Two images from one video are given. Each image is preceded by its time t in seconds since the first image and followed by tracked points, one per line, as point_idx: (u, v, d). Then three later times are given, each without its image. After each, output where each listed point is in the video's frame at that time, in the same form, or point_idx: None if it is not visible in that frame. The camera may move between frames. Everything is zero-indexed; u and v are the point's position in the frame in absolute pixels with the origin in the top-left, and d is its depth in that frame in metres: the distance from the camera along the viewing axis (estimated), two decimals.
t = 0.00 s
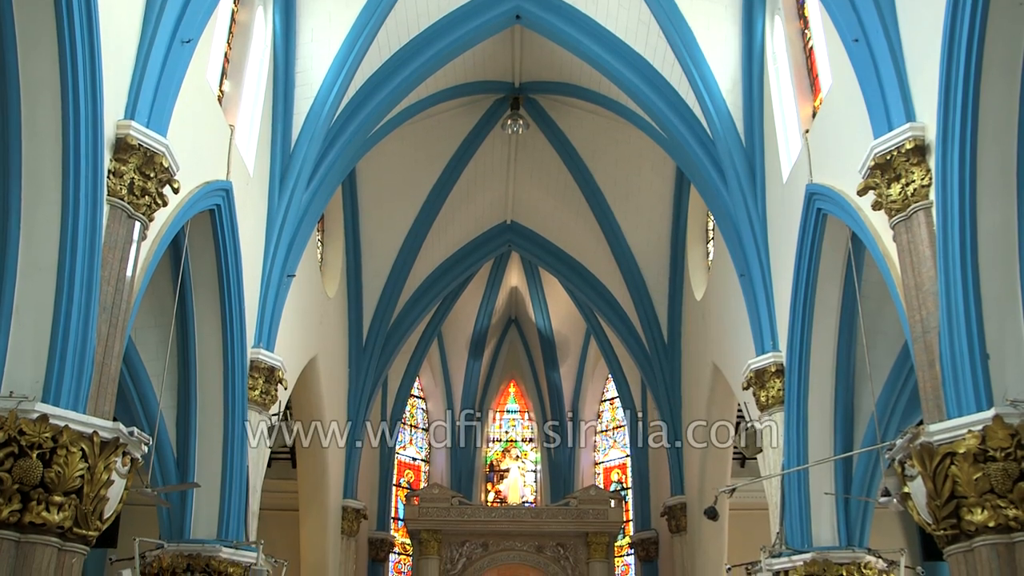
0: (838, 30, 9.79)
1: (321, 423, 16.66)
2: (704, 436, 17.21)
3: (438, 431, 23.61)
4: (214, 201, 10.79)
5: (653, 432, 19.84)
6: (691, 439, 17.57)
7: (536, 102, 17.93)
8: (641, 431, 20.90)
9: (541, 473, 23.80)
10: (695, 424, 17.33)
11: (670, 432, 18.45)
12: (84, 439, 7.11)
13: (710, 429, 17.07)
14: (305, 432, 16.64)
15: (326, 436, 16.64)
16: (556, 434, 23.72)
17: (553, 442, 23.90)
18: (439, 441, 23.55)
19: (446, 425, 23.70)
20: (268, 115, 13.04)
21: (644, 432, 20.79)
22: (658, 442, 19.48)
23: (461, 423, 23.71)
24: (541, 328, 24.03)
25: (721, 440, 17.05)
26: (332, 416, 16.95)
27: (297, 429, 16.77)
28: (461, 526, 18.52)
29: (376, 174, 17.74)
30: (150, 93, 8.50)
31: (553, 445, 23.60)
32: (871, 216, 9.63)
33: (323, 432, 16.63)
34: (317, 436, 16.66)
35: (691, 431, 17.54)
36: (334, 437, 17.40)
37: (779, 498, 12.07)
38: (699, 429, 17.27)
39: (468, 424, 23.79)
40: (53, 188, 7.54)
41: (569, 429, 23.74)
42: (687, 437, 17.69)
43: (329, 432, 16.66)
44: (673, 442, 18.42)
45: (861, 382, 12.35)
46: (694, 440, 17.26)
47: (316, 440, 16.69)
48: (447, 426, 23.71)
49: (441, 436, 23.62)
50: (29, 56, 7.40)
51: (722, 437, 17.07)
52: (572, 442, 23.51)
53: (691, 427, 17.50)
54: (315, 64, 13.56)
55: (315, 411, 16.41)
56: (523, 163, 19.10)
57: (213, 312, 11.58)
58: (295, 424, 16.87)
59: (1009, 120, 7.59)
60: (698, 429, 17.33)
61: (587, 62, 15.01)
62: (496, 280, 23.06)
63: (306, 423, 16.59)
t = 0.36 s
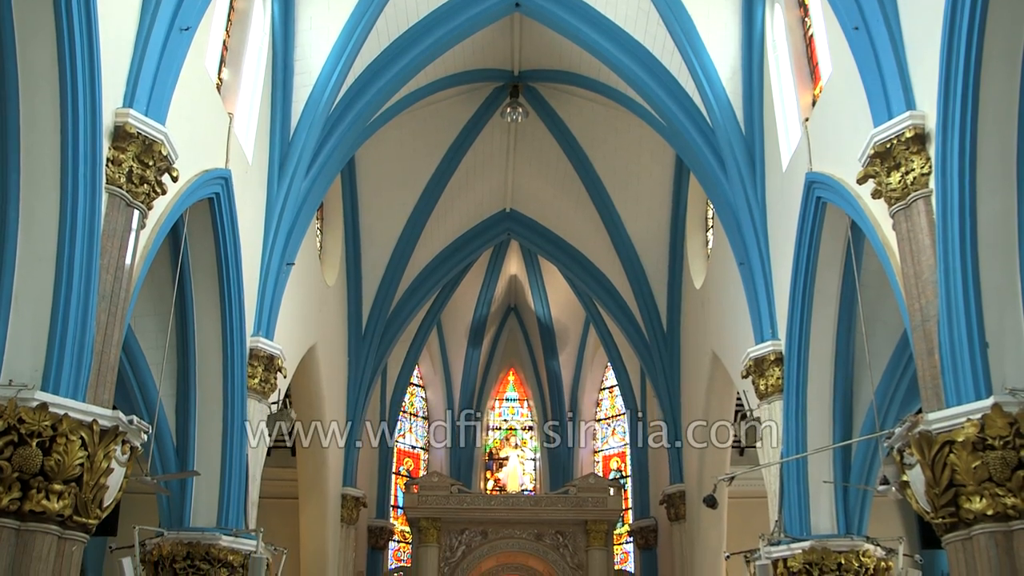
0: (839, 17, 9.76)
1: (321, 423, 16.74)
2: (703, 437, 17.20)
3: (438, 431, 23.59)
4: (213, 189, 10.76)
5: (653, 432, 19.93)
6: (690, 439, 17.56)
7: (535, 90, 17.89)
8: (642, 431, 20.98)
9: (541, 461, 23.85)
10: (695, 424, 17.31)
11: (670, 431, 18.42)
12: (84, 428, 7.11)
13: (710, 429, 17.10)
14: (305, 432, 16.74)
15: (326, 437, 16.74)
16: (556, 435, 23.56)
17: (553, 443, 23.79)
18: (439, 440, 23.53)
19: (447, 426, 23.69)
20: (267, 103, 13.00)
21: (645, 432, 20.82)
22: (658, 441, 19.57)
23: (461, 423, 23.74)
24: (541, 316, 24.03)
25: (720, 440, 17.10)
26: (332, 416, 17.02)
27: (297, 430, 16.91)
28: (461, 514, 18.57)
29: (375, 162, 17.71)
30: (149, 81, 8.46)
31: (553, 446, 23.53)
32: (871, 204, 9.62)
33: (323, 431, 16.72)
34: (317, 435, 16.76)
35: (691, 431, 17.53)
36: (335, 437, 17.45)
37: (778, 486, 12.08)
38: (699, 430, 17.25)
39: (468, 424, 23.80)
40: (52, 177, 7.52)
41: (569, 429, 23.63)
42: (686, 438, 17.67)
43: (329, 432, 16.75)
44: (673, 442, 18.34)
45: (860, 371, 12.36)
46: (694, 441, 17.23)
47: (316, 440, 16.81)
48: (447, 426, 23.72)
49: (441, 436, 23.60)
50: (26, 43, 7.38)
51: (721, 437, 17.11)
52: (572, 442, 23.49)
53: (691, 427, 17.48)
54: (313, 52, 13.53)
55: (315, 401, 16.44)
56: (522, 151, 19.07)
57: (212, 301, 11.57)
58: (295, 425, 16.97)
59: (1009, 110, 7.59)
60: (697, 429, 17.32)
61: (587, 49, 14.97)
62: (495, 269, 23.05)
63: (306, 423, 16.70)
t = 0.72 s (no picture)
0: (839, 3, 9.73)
1: (321, 423, 16.86)
2: (703, 437, 17.25)
3: (438, 430, 23.51)
4: (212, 176, 10.74)
5: (653, 432, 20.12)
6: (690, 439, 17.57)
7: (535, 76, 17.85)
8: (642, 431, 21.07)
9: (541, 447, 23.88)
10: (694, 424, 17.33)
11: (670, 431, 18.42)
12: (83, 414, 7.12)
13: (710, 429, 17.21)
14: (305, 432, 16.89)
15: (326, 437, 16.86)
16: (556, 434, 23.47)
17: (554, 443, 23.70)
18: (439, 440, 23.48)
19: (446, 426, 23.58)
20: (266, 89, 12.95)
21: (645, 432, 20.88)
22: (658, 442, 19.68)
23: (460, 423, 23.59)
24: (540, 303, 24.02)
25: (720, 440, 17.24)
26: (332, 416, 17.14)
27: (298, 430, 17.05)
28: (460, 500, 18.61)
29: (374, 147, 17.68)
30: (147, 67, 8.43)
31: (553, 446, 23.47)
32: (871, 190, 9.60)
33: (323, 431, 16.84)
34: (317, 435, 16.88)
35: (691, 431, 17.54)
36: (335, 437, 17.64)
37: (776, 472, 12.10)
38: (699, 430, 17.30)
39: (468, 424, 23.68)
40: (50, 162, 7.48)
41: (569, 429, 23.52)
42: (686, 438, 17.71)
43: (328, 433, 16.88)
44: (673, 442, 18.26)
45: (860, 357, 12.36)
46: (694, 441, 17.24)
47: (316, 440, 16.97)
48: (447, 426, 23.60)
49: (441, 436, 23.53)
50: (24, 29, 7.36)
51: (721, 436, 17.23)
52: (572, 442, 23.47)
53: (691, 427, 17.49)
54: (312, 38, 13.50)
55: (315, 387, 16.44)
56: (522, 137, 19.03)
57: (211, 287, 11.56)
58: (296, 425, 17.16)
59: (1009, 97, 7.58)
60: (697, 429, 17.35)
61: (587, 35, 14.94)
62: (495, 255, 23.03)
63: (306, 423, 16.84)
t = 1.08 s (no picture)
0: None
1: (321, 423, 17.08)
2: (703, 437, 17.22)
3: (438, 431, 23.39)
4: (211, 162, 10.70)
5: (654, 432, 20.16)
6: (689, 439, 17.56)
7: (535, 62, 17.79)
8: (641, 431, 20.91)
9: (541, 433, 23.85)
10: (694, 424, 17.31)
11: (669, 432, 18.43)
12: (83, 401, 7.11)
13: (709, 429, 17.19)
14: (305, 432, 17.13)
15: (326, 438, 17.08)
16: (556, 435, 23.28)
17: (554, 443, 23.50)
18: (438, 440, 23.39)
19: (446, 426, 23.42)
20: (265, 75, 12.89)
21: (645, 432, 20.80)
22: (658, 442, 19.76)
23: (460, 423, 23.36)
24: (540, 289, 24.00)
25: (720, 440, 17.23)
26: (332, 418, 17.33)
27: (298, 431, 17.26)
28: (460, 486, 18.64)
29: (373, 133, 17.63)
30: (145, 53, 8.39)
31: (553, 446, 23.35)
32: (871, 177, 9.58)
33: (323, 431, 17.06)
34: (317, 436, 17.13)
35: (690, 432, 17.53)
36: (335, 438, 17.80)
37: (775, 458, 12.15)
38: (698, 430, 17.29)
39: (468, 426, 23.42)
40: (48, 149, 7.46)
41: (569, 429, 23.45)
42: (686, 439, 17.73)
43: (328, 433, 17.09)
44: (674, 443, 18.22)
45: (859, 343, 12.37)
46: (694, 441, 17.20)
47: (316, 440, 17.17)
48: (446, 426, 23.43)
49: (440, 436, 23.42)
50: (22, 16, 7.32)
51: (721, 436, 17.22)
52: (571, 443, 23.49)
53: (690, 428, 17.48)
54: (311, 23, 13.45)
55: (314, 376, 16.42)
56: (521, 123, 18.97)
57: (210, 274, 11.54)
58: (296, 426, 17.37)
59: (1009, 83, 7.57)
60: (696, 429, 17.33)
61: (586, 21, 14.89)
62: (494, 241, 23.00)
63: (306, 424, 17.03)
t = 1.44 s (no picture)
0: None
1: (321, 423, 17.26)
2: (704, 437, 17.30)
3: (438, 431, 22.95)
4: (210, 148, 10.67)
5: (654, 432, 20.02)
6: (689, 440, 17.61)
7: (534, 47, 17.73)
8: (642, 431, 21.02)
9: (540, 419, 23.91)
10: (694, 425, 17.38)
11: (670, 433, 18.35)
12: (83, 387, 7.10)
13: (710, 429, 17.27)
14: (305, 432, 17.21)
15: (326, 438, 17.23)
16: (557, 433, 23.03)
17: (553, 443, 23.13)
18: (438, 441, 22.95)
19: (446, 426, 23.13)
20: (264, 61, 12.83)
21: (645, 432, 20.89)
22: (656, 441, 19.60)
23: (460, 423, 23.10)
24: (540, 275, 23.96)
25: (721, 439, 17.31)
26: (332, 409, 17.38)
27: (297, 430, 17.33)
28: (460, 472, 18.66)
29: (373, 119, 17.58)
30: (144, 38, 8.35)
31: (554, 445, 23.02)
32: (871, 163, 9.56)
33: (323, 431, 17.19)
34: (317, 435, 17.23)
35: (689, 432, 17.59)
36: (335, 437, 17.89)
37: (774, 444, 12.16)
38: (698, 430, 17.36)
39: (468, 424, 23.17)
40: (47, 136, 7.43)
41: (569, 428, 23.33)
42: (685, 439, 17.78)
43: (328, 432, 17.23)
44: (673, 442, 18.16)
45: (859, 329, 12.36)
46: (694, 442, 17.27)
47: (316, 440, 17.21)
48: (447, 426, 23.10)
49: (441, 436, 22.98)
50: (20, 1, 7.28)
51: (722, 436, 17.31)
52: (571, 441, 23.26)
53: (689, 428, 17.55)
54: (310, 8, 13.38)
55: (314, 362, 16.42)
56: (521, 109, 18.92)
57: (210, 260, 11.52)
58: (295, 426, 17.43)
59: (1010, 70, 7.55)
60: (696, 430, 17.41)
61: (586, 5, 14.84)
62: (494, 226, 22.96)
63: (306, 423, 17.14)
